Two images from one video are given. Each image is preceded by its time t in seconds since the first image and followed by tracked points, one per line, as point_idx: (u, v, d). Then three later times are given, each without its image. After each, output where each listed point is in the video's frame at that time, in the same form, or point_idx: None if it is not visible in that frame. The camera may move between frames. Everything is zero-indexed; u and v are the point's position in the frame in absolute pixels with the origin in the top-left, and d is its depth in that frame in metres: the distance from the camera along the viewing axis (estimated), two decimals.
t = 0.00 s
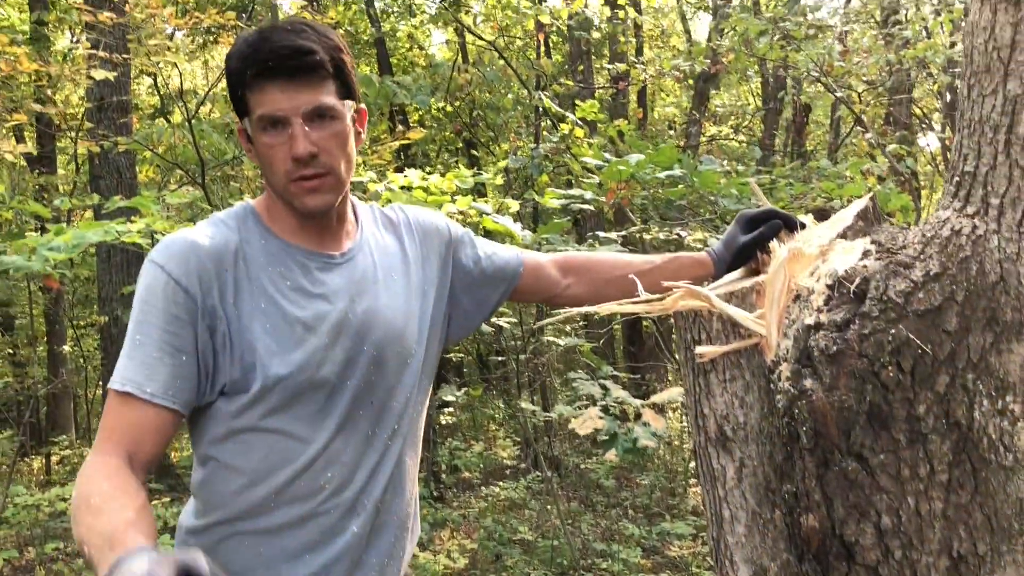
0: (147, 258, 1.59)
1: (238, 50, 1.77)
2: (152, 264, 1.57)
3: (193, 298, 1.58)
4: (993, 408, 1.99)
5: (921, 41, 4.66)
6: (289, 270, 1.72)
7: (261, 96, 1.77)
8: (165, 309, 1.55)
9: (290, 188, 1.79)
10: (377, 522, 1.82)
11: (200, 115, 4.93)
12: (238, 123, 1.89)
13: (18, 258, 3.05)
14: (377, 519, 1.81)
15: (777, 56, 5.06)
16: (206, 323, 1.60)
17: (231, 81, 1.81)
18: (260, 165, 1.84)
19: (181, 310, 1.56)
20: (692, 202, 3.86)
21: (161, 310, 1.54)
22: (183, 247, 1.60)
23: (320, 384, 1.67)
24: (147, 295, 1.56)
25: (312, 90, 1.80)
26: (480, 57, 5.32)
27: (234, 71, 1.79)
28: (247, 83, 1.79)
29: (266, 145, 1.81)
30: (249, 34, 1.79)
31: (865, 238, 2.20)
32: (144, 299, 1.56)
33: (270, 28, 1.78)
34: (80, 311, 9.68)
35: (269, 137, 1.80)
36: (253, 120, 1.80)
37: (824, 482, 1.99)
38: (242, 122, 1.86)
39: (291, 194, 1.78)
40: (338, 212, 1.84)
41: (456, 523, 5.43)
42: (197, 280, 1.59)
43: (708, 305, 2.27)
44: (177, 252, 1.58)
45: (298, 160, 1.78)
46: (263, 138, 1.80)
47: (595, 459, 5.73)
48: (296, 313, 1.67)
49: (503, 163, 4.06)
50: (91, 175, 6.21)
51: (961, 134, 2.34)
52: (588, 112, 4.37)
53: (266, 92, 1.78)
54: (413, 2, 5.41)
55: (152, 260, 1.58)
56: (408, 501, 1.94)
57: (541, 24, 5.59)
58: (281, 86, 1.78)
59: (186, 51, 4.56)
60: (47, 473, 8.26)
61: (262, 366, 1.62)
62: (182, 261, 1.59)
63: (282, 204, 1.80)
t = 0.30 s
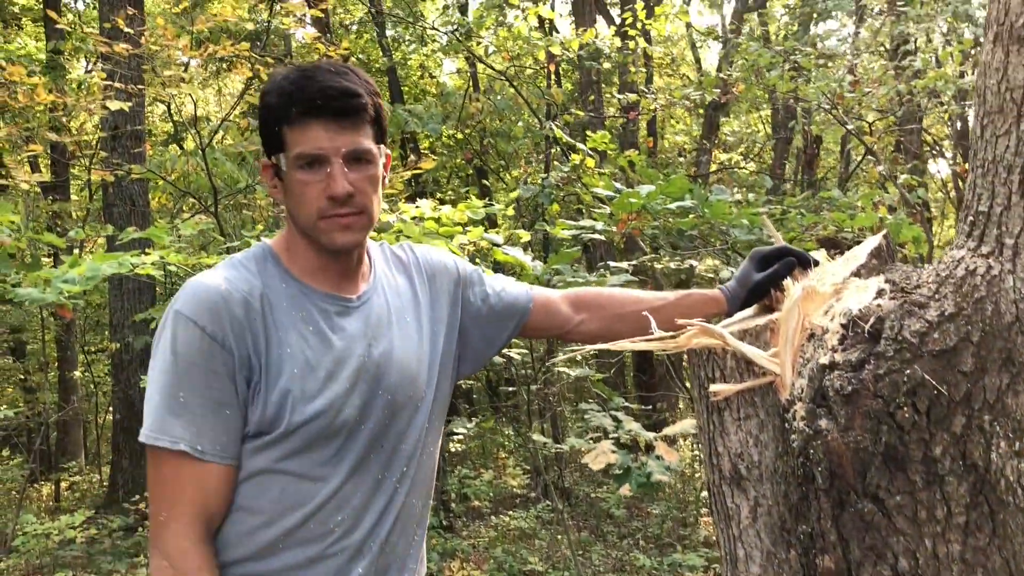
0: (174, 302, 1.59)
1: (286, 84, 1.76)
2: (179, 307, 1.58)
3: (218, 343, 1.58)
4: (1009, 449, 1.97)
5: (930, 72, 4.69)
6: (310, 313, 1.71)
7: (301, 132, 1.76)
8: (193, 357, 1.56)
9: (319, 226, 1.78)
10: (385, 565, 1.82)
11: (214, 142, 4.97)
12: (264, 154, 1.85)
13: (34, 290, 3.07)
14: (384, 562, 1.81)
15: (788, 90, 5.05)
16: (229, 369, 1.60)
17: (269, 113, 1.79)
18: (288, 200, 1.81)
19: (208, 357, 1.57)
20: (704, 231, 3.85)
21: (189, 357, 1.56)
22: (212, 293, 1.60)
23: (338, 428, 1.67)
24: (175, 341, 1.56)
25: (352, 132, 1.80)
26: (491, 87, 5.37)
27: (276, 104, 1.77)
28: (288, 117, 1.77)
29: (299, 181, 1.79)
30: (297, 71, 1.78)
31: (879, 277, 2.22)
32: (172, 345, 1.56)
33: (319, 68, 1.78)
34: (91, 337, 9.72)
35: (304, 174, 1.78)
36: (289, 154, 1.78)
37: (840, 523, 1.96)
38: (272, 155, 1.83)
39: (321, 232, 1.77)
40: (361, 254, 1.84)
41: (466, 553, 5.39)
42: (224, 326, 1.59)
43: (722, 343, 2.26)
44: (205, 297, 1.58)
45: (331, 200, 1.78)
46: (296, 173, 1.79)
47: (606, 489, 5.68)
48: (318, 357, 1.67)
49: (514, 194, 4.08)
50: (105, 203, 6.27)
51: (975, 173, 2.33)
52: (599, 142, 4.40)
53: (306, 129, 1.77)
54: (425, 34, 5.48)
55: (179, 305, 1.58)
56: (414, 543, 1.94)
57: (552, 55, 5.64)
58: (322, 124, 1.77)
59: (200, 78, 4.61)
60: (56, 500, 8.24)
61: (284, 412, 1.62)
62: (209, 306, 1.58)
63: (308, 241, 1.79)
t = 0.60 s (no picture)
0: (185, 344, 1.60)
1: (378, 128, 1.71)
2: (191, 349, 1.59)
3: (229, 384, 1.59)
4: (1022, 485, 1.96)
5: (938, 98, 4.71)
6: (321, 349, 1.72)
7: (390, 177, 1.72)
8: (205, 399, 1.57)
9: (386, 270, 1.76)
10: None
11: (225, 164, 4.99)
12: (318, 187, 1.72)
13: (47, 315, 3.09)
14: None
15: (795, 116, 5.08)
16: (241, 409, 1.61)
17: (348, 151, 1.70)
18: (349, 240, 1.74)
19: (220, 398, 1.58)
20: (712, 256, 3.85)
21: (200, 399, 1.57)
22: (223, 335, 1.61)
23: (349, 465, 1.68)
24: (186, 383, 1.57)
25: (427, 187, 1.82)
26: (499, 109, 5.41)
27: (361, 144, 1.70)
28: (373, 160, 1.71)
29: (374, 224, 1.73)
30: (383, 114, 1.74)
31: (889, 309, 2.24)
32: (183, 388, 1.57)
33: (403, 115, 1.77)
34: (100, 355, 9.77)
35: (379, 217, 1.73)
36: (369, 196, 1.71)
37: (850, 558, 1.95)
38: (333, 189, 1.72)
39: (389, 278, 1.77)
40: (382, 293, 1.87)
41: None
42: (235, 367, 1.60)
43: (733, 374, 2.28)
44: (217, 338, 1.59)
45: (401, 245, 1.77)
46: (371, 215, 1.72)
47: (613, 511, 5.66)
48: (329, 395, 1.68)
49: (523, 218, 4.11)
50: (116, 224, 6.32)
51: (985, 207, 2.34)
52: (607, 167, 4.44)
53: (392, 175, 1.73)
54: (435, 57, 5.54)
55: (188, 345, 1.59)
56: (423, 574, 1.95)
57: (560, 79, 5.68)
58: (409, 176, 1.75)
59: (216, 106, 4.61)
60: (63, 519, 8.24)
61: (296, 450, 1.63)
62: (220, 347, 1.60)
63: (368, 283, 1.77)
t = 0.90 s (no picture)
0: (208, 367, 1.59)
1: (424, 160, 1.72)
2: (215, 372, 1.57)
3: (254, 407, 1.59)
4: None
5: (943, 116, 4.73)
6: (339, 372, 1.73)
7: (430, 209, 1.73)
8: (232, 423, 1.56)
9: (413, 297, 1.79)
10: None
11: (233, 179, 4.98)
12: (356, 210, 1.72)
13: (55, 331, 3.11)
14: None
15: (801, 134, 5.09)
16: (263, 431, 1.60)
17: (391, 179, 1.70)
18: (381, 264, 1.75)
19: (246, 422, 1.58)
20: (718, 274, 3.86)
21: (226, 423, 1.56)
22: (247, 358, 1.60)
23: (365, 487, 1.69)
24: (210, 406, 1.56)
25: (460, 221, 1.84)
26: (506, 125, 5.43)
27: (406, 174, 1.71)
28: (416, 191, 1.72)
29: (407, 252, 1.74)
30: (427, 146, 1.75)
31: (895, 333, 2.25)
32: (208, 411, 1.56)
33: (445, 148, 1.79)
34: (105, 366, 9.80)
35: (414, 246, 1.74)
36: (407, 225, 1.72)
37: None
38: (370, 213, 1.72)
39: (415, 305, 1.79)
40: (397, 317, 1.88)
41: None
42: (260, 390, 1.60)
43: (740, 397, 2.29)
44: (240, 361, 1.58)
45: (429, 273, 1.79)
46: (406, 243, 1.73)
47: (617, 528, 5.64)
48: (347, 417, 1.69)
49: (530, 235, 4.13)
50: (124, 238, 6.35)
51: (992, 232, 2.34)
52: (613, 184, 4.47)
53: (430, 206, 1.74)
54: (441, 73, 5.56)
55: (211, 369, 1.58)
56: None
57: (567, 95, 5.71)
58: (447, 209, 1.77)
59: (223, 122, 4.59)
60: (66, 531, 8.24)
61: (314, 473, 1.64)
62: (245, 370, 1.59)
63: (392, 308, 1.78)
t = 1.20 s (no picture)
0: (225, 380, 1.57)
1: (446, 175, 1.74)
2: (233, 385, 1.56)
3: (273, 420, 1.59)
4: None
5: (946, 126, 4.74)
6: (352, 384, 1.73)
7: (450, 223, 1.76)
8: (253, 436, 1.55)
9: (428, 309, 1.81)
10: None
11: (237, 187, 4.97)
12: (376, 223, 1.72)
13: (60, 339, 3.12)
14: None
15: (804, 143, 5.10)
16: (282, 444, 1.60)
17: (413, 193, 1.72)
18: (399, 276, 1.76)
19: (267, 435, 1.57)
20: (722, 282, 3.86)
21: (246, 436, 1.55)
22: (265, 370, 1.60)
23: (379, 498, 1.70)
24: (229, 419, 1.55)
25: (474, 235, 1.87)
26: (509, 133, 5.45)
27: (427, 189, 1.73)
28: (437, 206, 1.75)
29: (424, 265, 1.76)
30: (448, 161, 1.77)
31: (900, 343, 2.25)
32: (228, 423, 1.55)
33: (463, 163, 1.81)
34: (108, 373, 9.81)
35: (432, 259, 1.76)
36: (427, 239, 1.74)
37: None
38: (390, 226, 1.73)
39: (430, 316, 1.81)
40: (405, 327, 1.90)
41: None
42: (279, 403, 1.60)
43: (745, 407, 2.28)
44: (259, 374, 1.58)
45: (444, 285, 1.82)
46: (425, 256, 1.75)
47: (620, 537, 5.64)
48: (361, 429, 1.70)
49: (533, 243, 4.13)
50: (128, 245, 6.37)
51: (994, 242, 2.30)
52: (616, 194, 4.49)
53: (449, 220, 1.76)
54: (445, 82, 5.59)
55: (228, 382, 1.57)
56: None
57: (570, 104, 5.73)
58: (465, 224, 1.80)
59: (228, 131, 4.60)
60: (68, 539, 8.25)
61: (330, 485, 1.65)
62: (263, 383, 1.59)
63: (407, 319, 1.80)
